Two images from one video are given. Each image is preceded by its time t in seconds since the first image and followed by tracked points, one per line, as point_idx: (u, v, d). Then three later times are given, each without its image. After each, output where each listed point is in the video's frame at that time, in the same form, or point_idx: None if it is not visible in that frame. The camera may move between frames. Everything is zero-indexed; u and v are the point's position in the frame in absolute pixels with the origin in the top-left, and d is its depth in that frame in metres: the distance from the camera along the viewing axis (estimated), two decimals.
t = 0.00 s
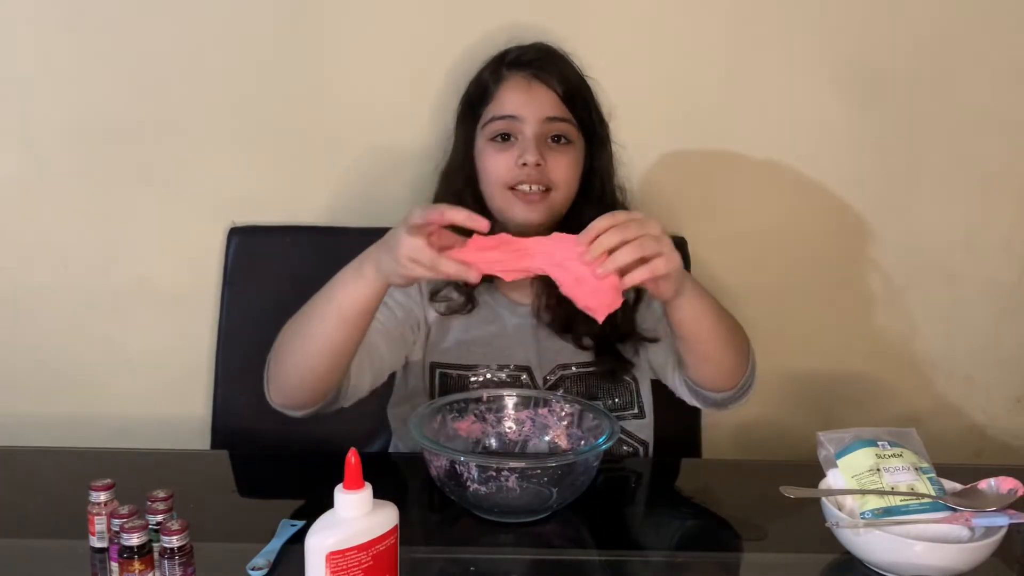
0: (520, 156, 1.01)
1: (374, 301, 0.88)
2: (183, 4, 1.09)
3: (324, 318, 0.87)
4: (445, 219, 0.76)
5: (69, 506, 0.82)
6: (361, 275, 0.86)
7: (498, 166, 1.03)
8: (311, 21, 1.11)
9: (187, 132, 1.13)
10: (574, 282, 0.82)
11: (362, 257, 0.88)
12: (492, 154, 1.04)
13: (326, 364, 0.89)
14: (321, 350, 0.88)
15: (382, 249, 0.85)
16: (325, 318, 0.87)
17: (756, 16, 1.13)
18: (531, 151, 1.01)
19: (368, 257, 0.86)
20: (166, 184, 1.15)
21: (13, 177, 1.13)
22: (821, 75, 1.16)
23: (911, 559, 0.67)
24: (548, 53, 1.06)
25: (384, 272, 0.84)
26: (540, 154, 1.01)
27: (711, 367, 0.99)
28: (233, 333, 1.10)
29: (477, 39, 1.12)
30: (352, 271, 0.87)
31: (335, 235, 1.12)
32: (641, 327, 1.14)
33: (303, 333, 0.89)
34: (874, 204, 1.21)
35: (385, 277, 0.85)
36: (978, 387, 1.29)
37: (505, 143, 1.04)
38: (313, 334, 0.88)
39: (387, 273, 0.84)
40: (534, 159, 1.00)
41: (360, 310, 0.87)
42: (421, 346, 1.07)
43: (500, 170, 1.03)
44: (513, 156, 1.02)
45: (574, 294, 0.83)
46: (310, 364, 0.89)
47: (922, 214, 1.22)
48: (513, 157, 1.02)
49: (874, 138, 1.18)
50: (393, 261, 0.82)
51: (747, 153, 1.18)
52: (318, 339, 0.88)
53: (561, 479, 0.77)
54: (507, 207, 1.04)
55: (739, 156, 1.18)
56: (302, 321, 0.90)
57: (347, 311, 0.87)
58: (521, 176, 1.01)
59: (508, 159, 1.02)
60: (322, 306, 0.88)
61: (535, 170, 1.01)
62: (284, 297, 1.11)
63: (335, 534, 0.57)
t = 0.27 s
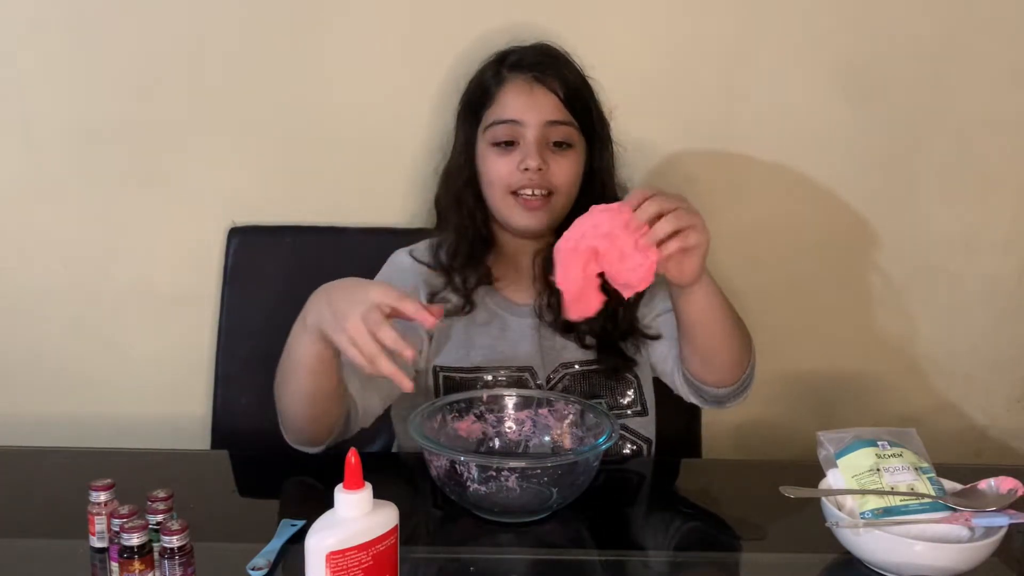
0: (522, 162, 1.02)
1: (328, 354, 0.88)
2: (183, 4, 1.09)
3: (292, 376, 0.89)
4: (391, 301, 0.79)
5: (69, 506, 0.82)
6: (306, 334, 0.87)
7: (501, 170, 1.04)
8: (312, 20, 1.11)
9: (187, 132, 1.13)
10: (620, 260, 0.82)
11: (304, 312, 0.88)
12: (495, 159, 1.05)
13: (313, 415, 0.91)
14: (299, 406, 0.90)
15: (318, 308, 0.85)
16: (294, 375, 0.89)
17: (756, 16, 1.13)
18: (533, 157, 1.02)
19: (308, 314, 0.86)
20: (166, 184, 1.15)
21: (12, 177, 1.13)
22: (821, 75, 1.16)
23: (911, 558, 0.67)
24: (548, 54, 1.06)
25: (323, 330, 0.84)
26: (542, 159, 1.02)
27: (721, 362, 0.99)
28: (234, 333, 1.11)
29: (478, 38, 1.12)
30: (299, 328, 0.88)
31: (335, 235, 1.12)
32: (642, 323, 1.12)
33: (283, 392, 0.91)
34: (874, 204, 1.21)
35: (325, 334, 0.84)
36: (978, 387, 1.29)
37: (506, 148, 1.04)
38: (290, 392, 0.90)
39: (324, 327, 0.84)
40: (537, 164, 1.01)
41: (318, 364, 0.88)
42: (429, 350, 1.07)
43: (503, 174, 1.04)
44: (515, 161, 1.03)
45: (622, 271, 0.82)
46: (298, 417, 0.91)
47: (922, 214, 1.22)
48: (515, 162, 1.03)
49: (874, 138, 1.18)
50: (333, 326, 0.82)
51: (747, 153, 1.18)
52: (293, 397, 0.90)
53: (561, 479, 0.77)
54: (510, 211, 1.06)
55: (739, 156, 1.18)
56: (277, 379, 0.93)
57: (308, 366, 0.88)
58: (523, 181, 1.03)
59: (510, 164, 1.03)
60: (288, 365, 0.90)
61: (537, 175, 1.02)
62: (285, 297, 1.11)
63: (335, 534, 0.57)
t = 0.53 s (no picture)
0: (516, 166, 1.02)
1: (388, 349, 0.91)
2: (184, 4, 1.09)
3: (342, 368, 0.91)
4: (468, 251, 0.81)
5: (69, 506, 0.82)
6: (368, 326, 0.89)
7: (495, 174, 1.05)
8: (312, 20, 1.11)
9: (188, 133, 1.13)
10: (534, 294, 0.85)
11: (368, 307, 0.90)
12: (488, 161, 1.05)
13: (350, 407, 0.93)
14: (341, 397, 0.92)
15: (393, 300, 0.87)
16: (345, 368, 0.90)
17: (756, 16, 1.13)
18: (527, 162, 1.02)
19: (377, 307, 0.88)
20: (166, 184, 1.15)
21: (13, 177, 1.13)
22: (821, 76, 1.16)
23: (911, 558, 0.67)
24: (546, 58, 1.05)
25: (397, 322, 0.88)
26: (535, 164, 1.02)
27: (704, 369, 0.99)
28: (234, 333, 1.10)
29: (478, 39, 1.13)
30: (358, 320, 0.90)
31: (335, 235, 1.12)
32: (636, 324, 1.12)
33: (325, 385, 0.92)
34: (874, 204, 1.21)
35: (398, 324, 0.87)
36: (978, 387, 1.29)
37: (500, 151, 1.05)
38: (335, 386, 0.91)
39: (401, 319, 0.87)
40: (530, 169, 1.02)
41: (375, 358, 0.90)
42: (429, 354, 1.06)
43: (496, 178, 1.05)
44: (509, 166, 1.03)
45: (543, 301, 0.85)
46: (334, 409, 0.93)
47: (922, 214, 1.22)
48: (509, 166, 1.03)
49: (874, 138, 1.19)
50: (419, 309, 0.85)
51: (747, 153, 1.18)
52: (334, 389, 0.92)
53: (561, 479, 0.77)
54: (503, 213, 1.07)
55: (739, 157, 1.18)
56: (317, 372, 0.93)
57: (361, 359, 0.90)
58: (516, 185, 1.04)
59: (504, 168, 1.04)
60: (339, 356, 0.91)
61: (530, 179, 1.03)
62: (285, 297, 1.11)
63: (335, 534, 0.57)
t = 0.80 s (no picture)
0: (521, 161, 1.02)
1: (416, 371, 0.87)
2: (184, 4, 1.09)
3: (367, 390, 0.87)
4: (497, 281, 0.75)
5: (69, 506, 0.82)
6: (402, 351, 0.84)
7: (498, 169, 1.04)
8: (312, 20, 1.11)
9: (187, 132, 1.13)
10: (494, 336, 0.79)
11: (396, 329, 0.85)
12: (492, 157, 1.04)
13: (371, 430, 0.89)
14: (363, 419, 0.88)
15: (422, 325, 0.82)
16: (370, 390, 0.87)
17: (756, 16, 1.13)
18: (532, 157, 1.02)
19: (407, 332, 0.83)
20: (166, 184, 1.15)
21: (13, 178, 1.13)
22: (820, 75, 1.16)
23: (910, 558, 0.67)
24: (549, 56, 1.06)
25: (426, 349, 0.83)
26: (541, 159, 1.02)
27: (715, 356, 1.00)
28: (234, 333, 1.11)
29: (478, 38, 1.12)
30: (385, 342, 0.85)
31: (335, 235, 1.12)
32: (636, 322, 1.12)
33: (345, 405, 0.88)
34: (874, 204, 1.21)
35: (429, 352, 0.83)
36: (977, 387, 1.29)
37: (505, 147, 1.04)
38: (358, 407, 0.88)
39: (430, 345, 0.82)
40: (535, 164, 1.01)
41: (401, 382, 0.86)
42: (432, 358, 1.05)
43: (500, 173, 1.04)
44: (514, 161, 1.03)
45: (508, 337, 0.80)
46: (355, 431, 0.89)
47: (922, 214, 1.22)
48: (513, 161, 1.03)
49: (874, 138, 1.19)
50: (451, 335, 0.79)
51: (747, 153, 1.18)
52: (357, 412, 0.88)
53: (561, 479, 0.77)
54: (506, 211, 1.05)
55: (739, 156, 1.18)
56: (338, 392, 0.89)
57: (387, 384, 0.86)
58: (521, 180, 1.02)
59: (508, 163, 1.03)
60: (363, 378, 0.87)
61: (535, 175, 1.02)
62: (284, 297, 1.11)
63: (335, 534, 0.57)
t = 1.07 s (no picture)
0: (520, 164, 1.02)
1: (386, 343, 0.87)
2: (183, 4, 1.09)
3: (342, 372, 0.87)
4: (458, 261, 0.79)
5: (69, 506, 0.82)
6: (368, 322, 0.85)
7: (497, 172, 1.04)
8: (312, 20, 1.11)
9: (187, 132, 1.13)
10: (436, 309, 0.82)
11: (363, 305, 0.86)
12: (491, 160, 1.04)
13: (357, 413, 0.88)
14: (347, 402, 0.88)
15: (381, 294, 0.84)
16: (344, 371, 0.87)
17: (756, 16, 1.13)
18: (531, 159, 1.02)
19: (369, 304, 0.85)
20: (166, 184, 1.15)
21: (13, 178, 1.13)
22: (820, 76, 1.16)
23: (911, 558, 0.67)
24: (544, 57, 1.06)
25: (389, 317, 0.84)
26: (539, 161, 1.02)
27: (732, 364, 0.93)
28: (234, 333, 1.10)
29: (478, 38, 1.12)
30: (353, 319, 0.87)
31: (335, 235, 1.12)
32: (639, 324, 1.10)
33: (327, 394, 0.89)
34: (874, 204, 1.21)
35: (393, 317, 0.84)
36: (977, 387, 1.29)
37: (504, 150, 1.04)
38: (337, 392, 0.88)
39: (395, 312, 0.83)
40: (534, 165, 1.01)
41: (373, 356, 0.86)
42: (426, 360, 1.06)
43: (501, 176, 1.04)
44: (512, 163, 1.03)
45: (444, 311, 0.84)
46: (342, 417, 0.88)
47: (922, 214, 1.22)
48: (513, 163, 1.02)
49: (874, 138, 1.19)
50: (409, 301, 0.81)
51: (747, 153, 1.18)
52: (339, 396, 0.88)
53: (561, 479, 0.77)
54: (504, 215, 1.05)
55: (739, 156, 1.18)
56: (320, 379, 0.90)
57: (361, 361, 0.86)
58: (521, 183, 1.02)
59: (508, 166, 1.03)
60: (337, 360, 0.88)
61: (534, 177, 1.02)
62: (284, 297, 1.11)
63: (335, 534, 0.57)
